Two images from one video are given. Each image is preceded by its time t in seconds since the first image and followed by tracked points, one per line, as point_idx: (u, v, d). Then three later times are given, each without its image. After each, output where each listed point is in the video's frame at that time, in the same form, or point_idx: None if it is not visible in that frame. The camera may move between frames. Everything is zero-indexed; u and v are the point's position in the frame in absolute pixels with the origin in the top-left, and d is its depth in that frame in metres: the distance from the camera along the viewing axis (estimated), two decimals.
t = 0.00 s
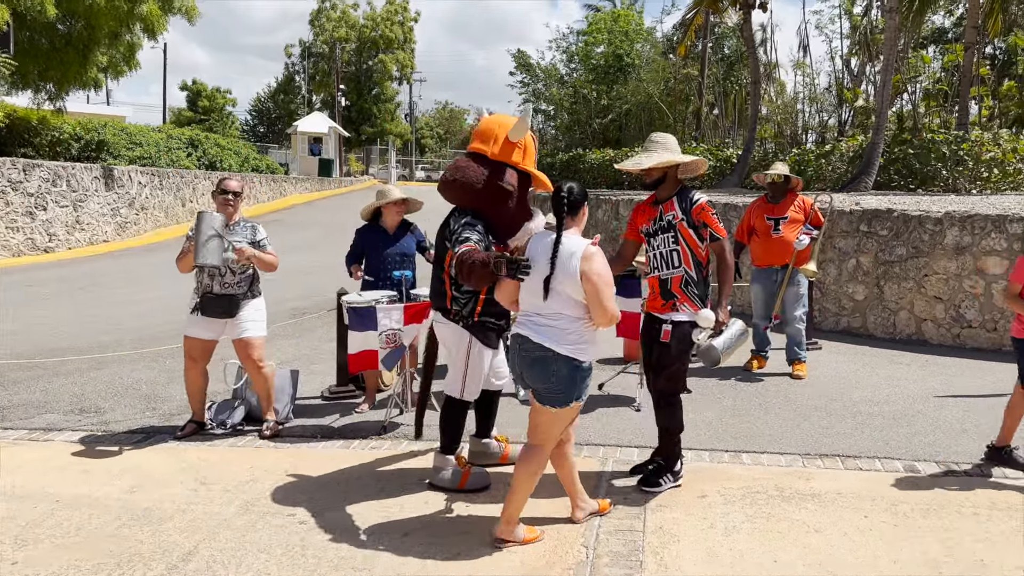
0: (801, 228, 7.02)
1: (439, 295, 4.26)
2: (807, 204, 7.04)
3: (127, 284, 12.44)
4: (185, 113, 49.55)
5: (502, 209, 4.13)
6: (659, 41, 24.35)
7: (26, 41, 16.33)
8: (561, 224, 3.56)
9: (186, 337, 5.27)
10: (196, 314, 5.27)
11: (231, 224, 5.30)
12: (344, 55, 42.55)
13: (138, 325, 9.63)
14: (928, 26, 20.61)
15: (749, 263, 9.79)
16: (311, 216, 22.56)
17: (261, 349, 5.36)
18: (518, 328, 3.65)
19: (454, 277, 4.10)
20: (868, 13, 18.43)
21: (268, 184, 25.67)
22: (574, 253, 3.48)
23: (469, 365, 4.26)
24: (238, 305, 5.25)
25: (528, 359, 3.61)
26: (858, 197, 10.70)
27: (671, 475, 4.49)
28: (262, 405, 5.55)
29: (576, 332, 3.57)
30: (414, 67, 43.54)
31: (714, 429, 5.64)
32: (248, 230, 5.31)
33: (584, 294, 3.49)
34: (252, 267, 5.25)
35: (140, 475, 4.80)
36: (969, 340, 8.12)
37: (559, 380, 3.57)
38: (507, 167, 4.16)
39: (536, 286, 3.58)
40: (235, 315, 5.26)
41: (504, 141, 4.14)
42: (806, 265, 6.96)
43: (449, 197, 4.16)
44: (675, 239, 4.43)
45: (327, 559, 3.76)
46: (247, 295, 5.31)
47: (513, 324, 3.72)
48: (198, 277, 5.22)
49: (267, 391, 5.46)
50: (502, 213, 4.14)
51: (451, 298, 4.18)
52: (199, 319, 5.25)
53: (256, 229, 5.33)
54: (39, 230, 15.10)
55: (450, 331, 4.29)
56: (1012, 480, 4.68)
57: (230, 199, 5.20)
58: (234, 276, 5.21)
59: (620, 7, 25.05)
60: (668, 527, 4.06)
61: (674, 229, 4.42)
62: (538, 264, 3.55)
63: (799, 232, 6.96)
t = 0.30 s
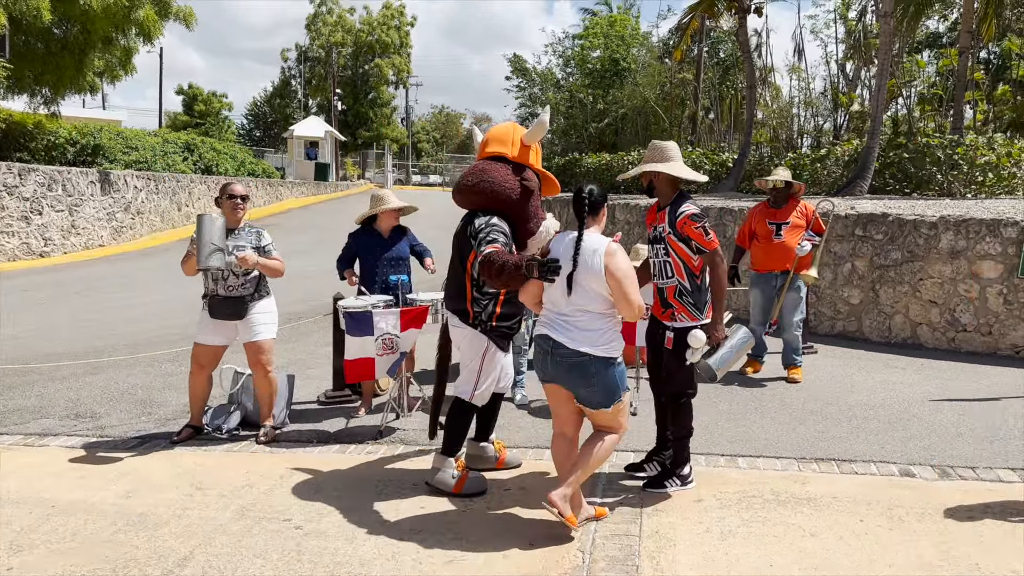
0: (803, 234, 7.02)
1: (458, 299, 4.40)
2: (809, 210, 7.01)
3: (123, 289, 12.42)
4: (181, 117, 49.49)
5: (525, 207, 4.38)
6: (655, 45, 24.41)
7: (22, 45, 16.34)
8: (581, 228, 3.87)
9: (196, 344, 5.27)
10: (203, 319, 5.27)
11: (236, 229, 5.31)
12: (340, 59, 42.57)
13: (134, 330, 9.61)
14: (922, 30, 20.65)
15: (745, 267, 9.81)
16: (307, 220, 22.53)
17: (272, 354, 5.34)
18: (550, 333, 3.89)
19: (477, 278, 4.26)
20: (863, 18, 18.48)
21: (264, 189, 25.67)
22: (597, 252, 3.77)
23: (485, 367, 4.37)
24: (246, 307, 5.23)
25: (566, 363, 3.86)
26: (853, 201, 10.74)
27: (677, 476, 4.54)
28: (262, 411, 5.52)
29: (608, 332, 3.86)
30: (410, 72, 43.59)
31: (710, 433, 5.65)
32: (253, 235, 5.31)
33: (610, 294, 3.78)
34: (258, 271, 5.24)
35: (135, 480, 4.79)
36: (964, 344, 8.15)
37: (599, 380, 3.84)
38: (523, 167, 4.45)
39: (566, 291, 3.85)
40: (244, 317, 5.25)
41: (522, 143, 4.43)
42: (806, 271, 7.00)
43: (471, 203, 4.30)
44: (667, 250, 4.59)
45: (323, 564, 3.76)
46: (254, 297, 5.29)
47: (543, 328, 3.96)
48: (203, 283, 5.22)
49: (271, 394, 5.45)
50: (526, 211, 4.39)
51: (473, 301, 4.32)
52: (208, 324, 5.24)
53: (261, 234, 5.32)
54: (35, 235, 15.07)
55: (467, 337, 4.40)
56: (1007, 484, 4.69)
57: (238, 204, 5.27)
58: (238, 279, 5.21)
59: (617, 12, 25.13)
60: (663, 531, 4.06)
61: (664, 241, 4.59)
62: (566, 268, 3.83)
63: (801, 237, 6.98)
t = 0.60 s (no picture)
0: (808, 240, 7.04)
1: (463, 298, 4.45)
2: (814, 215, 7.06)
3: (119, 295, 12.41)
4: (177, 123, 49.45)
5: (532, 210, 4.42)
6: (650, 50, 24.51)
7: (18, 51, 16.33)
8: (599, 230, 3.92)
9: (181, 348, 5.24)
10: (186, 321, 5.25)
11: (225, 232, 5.30)
12: (337, 64, 42.64)
13: (130, 336, 9.60)
14: (917, 35, 20.75)
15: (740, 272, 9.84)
16: (303, 225, 22.53)
17: (257, 358, 5.37)
18: (581, 334, 3.87)
19: (485, 277, 4.35)
20: (858, 22, 18.57)
21: (261, 194, 25.67)
22: (620, 253, 3.87)
23: (489, 366, 4.40)
24: (231, 312, 5.24)
25: (599, 363, 3.85)
26: (847, 205, 10.78)
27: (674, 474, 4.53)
28: (256, 415, 5.53)
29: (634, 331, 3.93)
30: (406, 77, 43.66)
31: (706, 437, 5.66)
32: (242, 239, 5.30)
33: (637, 293, 3.88)
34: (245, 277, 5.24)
35: (131, 486, 4.79)
36: (958, 347, 8.18)
37: (631, 378, 3.89)
38: (531, 171, 4.51)
39: (594, 291, 3.89)
40: (228, 323, 5.25)
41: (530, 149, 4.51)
42: (810, 278, 7.03)
43: (479, 204, 4.34)
44: (656, 253, 4.73)
45: (319, 569, 3.76)
46: (239, 302, 5.28)
47: (567, 331, 3.92)
48: (189, 285, 5.20)
49: (261, 399, 5.46)
50: (533, 213, 4.43)
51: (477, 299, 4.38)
52: (192, 326, 5.21)
53: (250, 239, 5.33)
54: (30, 240, 15.03)
55: (472, 336, 4.42)
56: (1002, 487, 4.71)
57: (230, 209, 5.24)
58: (225, 283, 5.19)
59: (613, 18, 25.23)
60: (659, 535, 4.07)
61: (655, 243, 4.74)
62: (591, 269, 3.89)
63: (805, 243, 6.97)
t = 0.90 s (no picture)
0: (806, 246, 6.98)
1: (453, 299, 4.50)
2: (813, 219, 6.99)
3: (116, 300, 12.39)
4: (174, 128, 49.49)
5: (514, 210, 4.36)
6: (646, 55, 24.59)
7: (14, 56, 16.32)
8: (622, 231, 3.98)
9: (183, 352, 5.24)
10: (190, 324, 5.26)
11: (224, 234, 5.31)
12: (333, 69, 42.67)
13: (126, 341, 9.59)
14: (912, 39, 20.80)
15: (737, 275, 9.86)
16: (300, 230, 22.53)
17: (257, 364, 5.37)
18: (603, 331, 3.91)
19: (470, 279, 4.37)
20: (853, 27, 18.62)
21: (257, 199, 25.67)
22: (645, 254, 3.94)
23: (476, 368, 4.37)
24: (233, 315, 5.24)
25: (619, 359, 3.91)
26: (842, 209, 10.81)
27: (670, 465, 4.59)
28: (252, 421, 5.53)
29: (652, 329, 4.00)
30: (403, 81, 43.70)
31: (702, 441, 5.66)
32: (242, 240, 5.31)
33: (659, 292, 3.97)
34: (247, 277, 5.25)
35: (126, 491, 4.78)
36: (954, 350, 8.17)
37: (649, 373, 3.95)
38: (519, 172, 4.43)
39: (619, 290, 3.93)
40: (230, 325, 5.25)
41: (516, 149, 4.45)
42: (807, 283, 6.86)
43: (464, 205, 4.45)
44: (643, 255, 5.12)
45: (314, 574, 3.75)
46: (240, 306, 5.29)
47: (588, 328, 3.95)
48: (190, 289, 5.21)
49: (258, 405, 5.46)
50: (515, 216, 4.38)
51: (462, 300, 4.41)
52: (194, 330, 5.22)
53: (250, 239, 5.32)
54: (26, 246, 15.01)
55: (456, 336, 4.46)
56: (999, 490, 4.71)
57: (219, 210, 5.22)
58: (227, 286, 5.20)
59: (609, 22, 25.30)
60: (656, 540, 4.07)
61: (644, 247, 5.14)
62: (616, 268, 3.93)
63: (803, 247, 6.93)
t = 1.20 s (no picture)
0: (794, 248, 6.97)
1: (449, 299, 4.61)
2: (799, 222, 6.99)
3: (114, 304, 12.38)
4: (172, 132, 49.50)
5: (470, 211, 4.39)
6: (644, 58, 24.65)
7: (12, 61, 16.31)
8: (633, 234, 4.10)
9: (180, 357, 5.25)
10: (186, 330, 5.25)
11: (222, 240, 5.30)
12: (331, 73, 42.70)
13: (124, 345, 9.58)
14: (909, 42, 20.84)
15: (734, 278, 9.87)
16: (298, 234, 22.52)
17: (254, 367, 5.35)
18: (614, 332, 4.00)
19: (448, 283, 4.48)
20: (850, 30, 18.66)
21: (255, 203, 25.67)
22: (656, 259, 4.08)
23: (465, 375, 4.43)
24: (233, 321, 5.23)
25: (628, 359, 3.99)
26: (840, 212, 10.82)
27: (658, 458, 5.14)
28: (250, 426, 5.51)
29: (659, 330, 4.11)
30: (401, 85, 43.74)
31: (700, 444, 5.66)
32: (239, 245, 5.29)
33: (667, 294, 4.11)
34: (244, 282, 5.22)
35: (123, 496, 4.77)
36: (952, 353, 8.17)
37: (655, 372, 4.04)
38: (480, 169, 4.45)
39: (632, 292, 4.02)
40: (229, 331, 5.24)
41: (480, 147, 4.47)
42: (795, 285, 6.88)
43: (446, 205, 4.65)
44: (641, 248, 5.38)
45: None
46: (238, 312, 5.27)
47: (598, 329, 4.04)
48: (189, 295, 5.21)
49: (257, 411, 5.45)
50: (471, 215, 4.41)
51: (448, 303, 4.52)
52: (192, 335, 5.22)
53: (248, 245, 5.31)
54: (24, 250, 15.00)
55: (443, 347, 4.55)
56: (998, 493, 4.70)
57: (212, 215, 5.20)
58: (225, 292, 5.19)
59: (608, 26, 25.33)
60: (654, 543, 4.07)
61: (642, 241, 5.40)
62: (628, 271, 4.03)
63: (790, 249, 6.94)
